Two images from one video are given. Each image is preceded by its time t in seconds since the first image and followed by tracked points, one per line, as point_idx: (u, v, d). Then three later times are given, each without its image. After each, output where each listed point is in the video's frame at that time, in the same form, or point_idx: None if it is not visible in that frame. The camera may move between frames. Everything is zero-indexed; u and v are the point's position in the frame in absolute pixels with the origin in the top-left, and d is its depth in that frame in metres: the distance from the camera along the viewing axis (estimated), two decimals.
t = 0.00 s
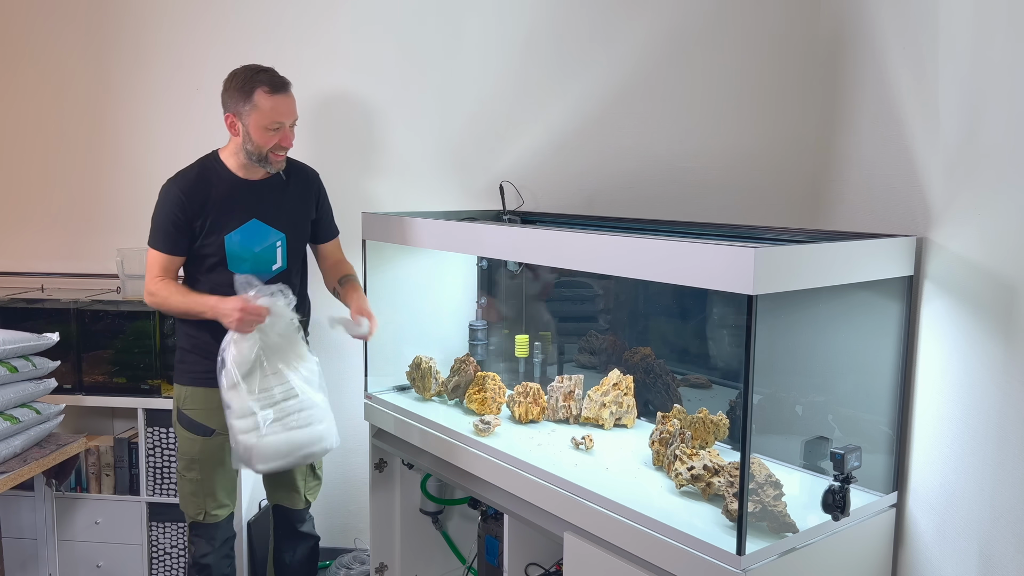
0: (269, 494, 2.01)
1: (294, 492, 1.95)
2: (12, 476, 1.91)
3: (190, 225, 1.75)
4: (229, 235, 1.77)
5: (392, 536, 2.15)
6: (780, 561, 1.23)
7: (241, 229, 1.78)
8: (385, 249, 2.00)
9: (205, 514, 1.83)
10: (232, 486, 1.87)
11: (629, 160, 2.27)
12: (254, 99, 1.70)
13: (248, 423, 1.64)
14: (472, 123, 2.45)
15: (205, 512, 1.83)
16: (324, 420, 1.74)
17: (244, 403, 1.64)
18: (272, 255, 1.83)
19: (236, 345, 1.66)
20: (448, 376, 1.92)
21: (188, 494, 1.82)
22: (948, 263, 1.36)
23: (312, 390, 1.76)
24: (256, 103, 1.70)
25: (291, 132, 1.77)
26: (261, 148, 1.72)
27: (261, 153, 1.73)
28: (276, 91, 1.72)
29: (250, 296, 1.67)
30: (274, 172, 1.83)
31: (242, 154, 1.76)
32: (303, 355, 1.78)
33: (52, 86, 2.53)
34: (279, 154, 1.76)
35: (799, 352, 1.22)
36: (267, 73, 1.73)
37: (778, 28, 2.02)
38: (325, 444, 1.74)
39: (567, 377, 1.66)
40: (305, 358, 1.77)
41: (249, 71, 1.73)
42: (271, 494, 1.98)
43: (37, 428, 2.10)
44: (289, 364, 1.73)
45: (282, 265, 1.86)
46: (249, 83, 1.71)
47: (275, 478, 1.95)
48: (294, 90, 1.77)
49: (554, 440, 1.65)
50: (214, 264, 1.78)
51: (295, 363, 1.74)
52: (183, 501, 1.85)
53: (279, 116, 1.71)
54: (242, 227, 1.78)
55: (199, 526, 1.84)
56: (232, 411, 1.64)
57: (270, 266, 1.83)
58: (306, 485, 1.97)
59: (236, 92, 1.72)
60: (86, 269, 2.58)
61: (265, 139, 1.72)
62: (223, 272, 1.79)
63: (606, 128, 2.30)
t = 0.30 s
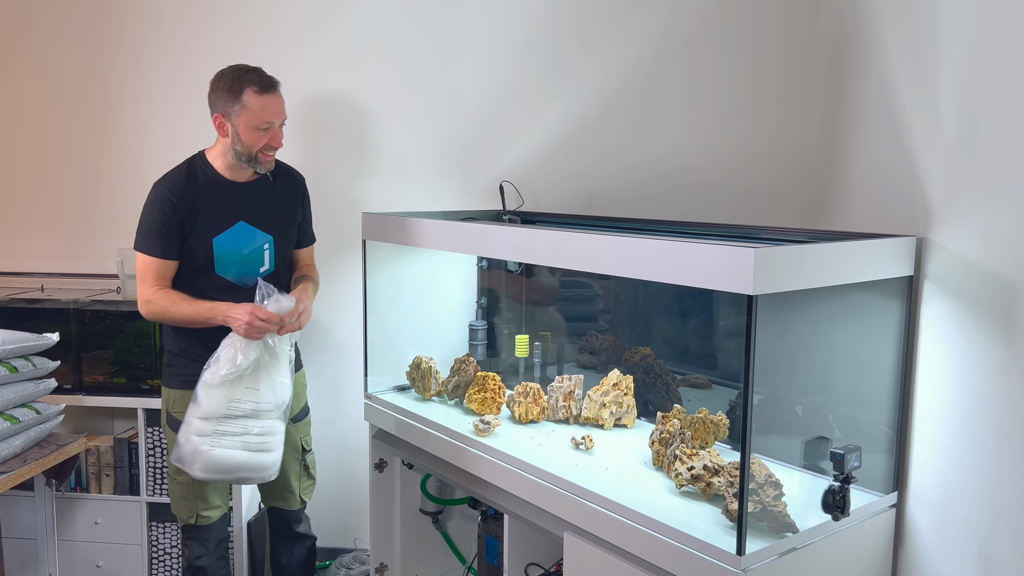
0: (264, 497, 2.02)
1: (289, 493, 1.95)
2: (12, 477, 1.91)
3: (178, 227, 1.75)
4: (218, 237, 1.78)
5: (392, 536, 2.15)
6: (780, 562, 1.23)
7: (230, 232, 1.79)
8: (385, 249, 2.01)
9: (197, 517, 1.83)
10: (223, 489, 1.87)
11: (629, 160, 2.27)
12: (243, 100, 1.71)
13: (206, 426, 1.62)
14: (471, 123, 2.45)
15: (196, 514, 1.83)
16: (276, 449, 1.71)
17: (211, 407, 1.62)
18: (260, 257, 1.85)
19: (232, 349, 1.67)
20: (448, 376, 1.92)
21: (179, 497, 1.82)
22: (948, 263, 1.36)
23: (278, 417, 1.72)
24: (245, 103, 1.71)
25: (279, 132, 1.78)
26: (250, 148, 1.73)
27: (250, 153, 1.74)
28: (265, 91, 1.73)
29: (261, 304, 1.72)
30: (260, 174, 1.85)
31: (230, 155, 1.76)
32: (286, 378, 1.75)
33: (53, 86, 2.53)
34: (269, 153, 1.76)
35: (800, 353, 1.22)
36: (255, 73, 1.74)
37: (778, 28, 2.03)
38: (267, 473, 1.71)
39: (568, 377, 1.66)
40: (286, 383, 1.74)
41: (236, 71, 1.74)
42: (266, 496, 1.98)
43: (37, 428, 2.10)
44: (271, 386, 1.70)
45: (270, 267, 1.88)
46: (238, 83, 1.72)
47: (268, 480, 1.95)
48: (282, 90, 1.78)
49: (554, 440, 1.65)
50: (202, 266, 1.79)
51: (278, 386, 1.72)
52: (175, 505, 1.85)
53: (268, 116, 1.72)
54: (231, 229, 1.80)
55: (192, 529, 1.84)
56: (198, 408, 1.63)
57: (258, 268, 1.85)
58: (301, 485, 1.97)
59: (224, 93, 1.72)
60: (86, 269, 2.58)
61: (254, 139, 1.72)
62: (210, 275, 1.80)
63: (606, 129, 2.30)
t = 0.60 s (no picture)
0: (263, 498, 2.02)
1: (287, 494, 1.95)
2: (12, 477, 1.91)
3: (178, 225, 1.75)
4: (216, 236, 1.78)
5: (392, 536, 2.15)
6: (780, 562, 1.23)
7: (228, 231, 1.79)
8: (385, 249, 2.01)
9: (194, 518, 1.83)
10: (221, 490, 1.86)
11: (629, 160, 2.27)
12: (246, 97, 1.71)
13: (202, 430, 1.61)
14: (471, 123, 2.45)
15: (194, 516, 1.82)
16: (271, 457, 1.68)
17: (206, 410, 1.62)
18: (258, 257, 1.85)
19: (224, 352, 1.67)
20: (448, 376, 1.92)
21: (177, 498, 1.82)
22: (948, 263, 1.36)
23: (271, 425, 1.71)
24: (248, 100, 1.71)
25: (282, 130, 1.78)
26: (252, 146, 1.73)
27: (252, 151, 1.74)
28: (268, 89, 1.73)
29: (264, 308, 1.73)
30: (261, 174, 1.85)
31: (231, 153, 1.76)
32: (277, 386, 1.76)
33: (52, 86, 2.53)
34: (271, 152, 1.76)
35: (800, 353, 1.22)
36: (259, 71, 1.74)
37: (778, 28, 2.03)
38: (263, 484, 1.66)
39: (567, 377, 1.67)
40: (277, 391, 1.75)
41: (241, 70, 1.74)
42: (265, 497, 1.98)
43: (37, 428, 2.10)
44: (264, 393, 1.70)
45: (268, 267, 1.88)
46: (241, 81, 1.72)
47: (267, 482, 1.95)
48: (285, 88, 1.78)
49: (554, 440, 1.65)
50: (200, 265, 1.79)
51: (271, 395, 1.72)
52: (172, 506, 1.85)
53: (271, 114, 1.72)
54: (230, 228, 1.80)
55: (190, 531, 1.84)
56: (193, 412, 1.62)
57: (256, 268, 1.85)
58: (298, 486, 1.97)
59: (227, 90, 1.72)
60: (86, 269, 2.58)
61: (257, 137, 1.72)
62: (209, 274, 1.80)
63: (606, 129, 2.30)
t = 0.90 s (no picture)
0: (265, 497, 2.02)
1: (290, 493, 1.95)
2: (12, 477, 1.91)
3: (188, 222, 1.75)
4: (225, 233, 1.78)
5: (392, 536, 2.15)
6: (780, 562, 1.23)
7: (237, 228, 1.79)
8: (385, 249, 2.01)
9: (199, 514, 1.83)
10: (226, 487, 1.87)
11: (628, 160, 2.27)
12: (255, 94, 1.72)
13: (222, 431, 1.65)
14: (471, 123, 2.45)
15: (198, 512, 1.82)
16: (293, 446, 1.73)
17: (223, 412, 1.65)
18: (266, 256, 1.84)
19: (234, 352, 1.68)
20: (448, 376, 1.92)
21: (181, 495, 1.82)
22: (948, 262, 1.36)
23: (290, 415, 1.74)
24: (257, 97, 1.71)
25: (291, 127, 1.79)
26: (262, 144, 1.73)
27: (262, 149, 1.74)
28: (276, 86, 1.73)
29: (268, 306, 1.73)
30: (270, 173, 1.85)
31: (241, 152, 1.76)
32: (292, 375, 1.76)
33: (51, 87, 2.53)
34: (280, 149, 1.77)
35: (800, 353, 1.22)
36: (267, 69, 1.75)
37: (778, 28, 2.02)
38: (289, 471, 1.73)
39: (567, 376, 1.66)
40: (292, 380, 1.76)
41: (250, 68, 1.75)
42: (268, 496, 1.98)
43: (37, 428, 2.10)
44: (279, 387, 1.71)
45: (276, 266, 1.88)
46: (250, 78, 1.73)
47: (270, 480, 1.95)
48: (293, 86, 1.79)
49: (554, 440, 1.65)
50: (210, 262, 1.78)
51: (287, 387, 1.73)
52: (177, 503, 1.85)
53: (280, 110, 1.72)
54: (239, 226, 1.79)
55: (194, 527, 1.84)
56: (212, 414, 1.66)
57: (263, 266, 1.84)
58: (301, 485, 1.97)
59: (236, 88, 1.73)
60: (86, 269, 2.59)
61: (266, 135, 1.73)
62: (217, 271, 1.79)
63: (606, 128, 2.29)
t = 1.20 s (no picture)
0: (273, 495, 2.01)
1: (300, 490, 1.95)
2: (12, 477, 1.91)
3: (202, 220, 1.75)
4: (239, 231, 1.78)
5: (392, 536, 2.15)
6: (780, 562, 1.23)
7: (252, 226, 1.79)
8: (386, 249, 2.01)
9: (213, 511, 1.83)
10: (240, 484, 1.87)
11: (628, 160, 2.27)
12: (275, 93, 1.72)
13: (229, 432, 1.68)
14: (472, 123, 2.45)
15: (212, 509, 1.82)
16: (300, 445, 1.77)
17: (232, 414, 1.67)
18: (281, 253, 1.84)
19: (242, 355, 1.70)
20: (448, 376, 1.92)
21: (195, 492, 1.81)
22: (948, 262, 1.36)
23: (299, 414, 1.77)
24: (276, 96, 1.71)
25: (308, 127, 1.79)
26: (280, 143, 1.74)
27: (279, 147, 1.75)
28: (296, 86, 1.74)
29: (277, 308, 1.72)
30: (284, 171, 1.85)
31: (257, 150, 1.77)
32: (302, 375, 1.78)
33: (51, 87, 2.53)
34: (297, 148, 1.77)
35: (801, 353, 1.22)
36: (287, 69, 1.75)
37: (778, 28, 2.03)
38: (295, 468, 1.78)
39: (567, 377, 1.67)
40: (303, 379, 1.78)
41: (268, 67, 1.75)
42: (276, 493, 1.97)
43: (37, 428, 2.10)
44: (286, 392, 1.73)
45: (291, 264, 1.87)
46: (269, 77, 1.73)
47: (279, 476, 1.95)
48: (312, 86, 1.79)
49: (554, 440, 1.65)
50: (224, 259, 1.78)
51: (293, 390, 1.74)
52: (189, 500, 1.84)
53: (299, 110, 1.73)
54: (254, 223, 1.79)
55: (205, 524, 1.84)
56: (221, 415, 1.68)
57: (278, 264, 1.84)
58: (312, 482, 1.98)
59: (256, 87, 1.73)
60: (86, 269, 2.59)
61: (284, 133, 1.73)
62: (232, 268, 1.79)
63: (605, 128, 2.30)
